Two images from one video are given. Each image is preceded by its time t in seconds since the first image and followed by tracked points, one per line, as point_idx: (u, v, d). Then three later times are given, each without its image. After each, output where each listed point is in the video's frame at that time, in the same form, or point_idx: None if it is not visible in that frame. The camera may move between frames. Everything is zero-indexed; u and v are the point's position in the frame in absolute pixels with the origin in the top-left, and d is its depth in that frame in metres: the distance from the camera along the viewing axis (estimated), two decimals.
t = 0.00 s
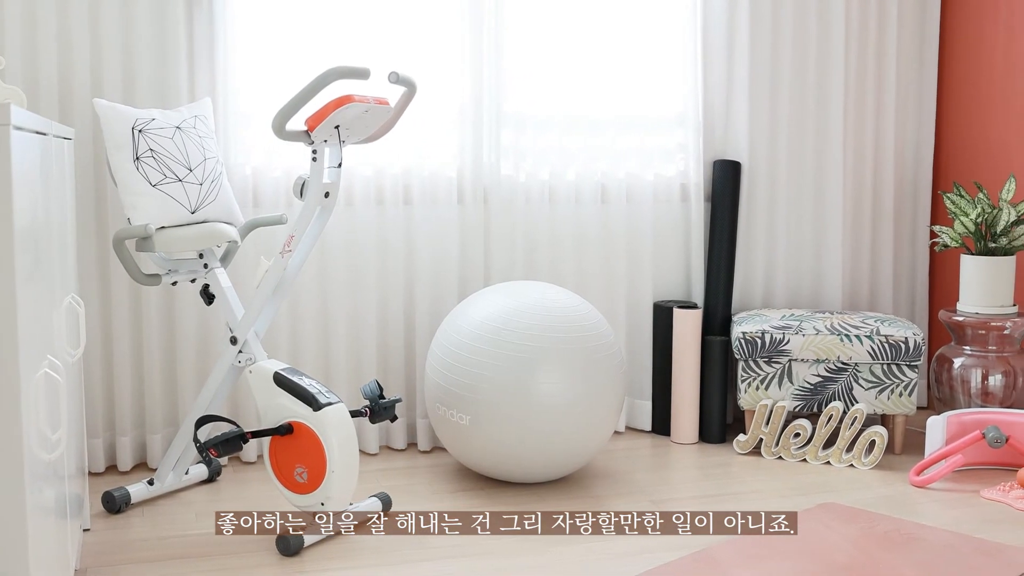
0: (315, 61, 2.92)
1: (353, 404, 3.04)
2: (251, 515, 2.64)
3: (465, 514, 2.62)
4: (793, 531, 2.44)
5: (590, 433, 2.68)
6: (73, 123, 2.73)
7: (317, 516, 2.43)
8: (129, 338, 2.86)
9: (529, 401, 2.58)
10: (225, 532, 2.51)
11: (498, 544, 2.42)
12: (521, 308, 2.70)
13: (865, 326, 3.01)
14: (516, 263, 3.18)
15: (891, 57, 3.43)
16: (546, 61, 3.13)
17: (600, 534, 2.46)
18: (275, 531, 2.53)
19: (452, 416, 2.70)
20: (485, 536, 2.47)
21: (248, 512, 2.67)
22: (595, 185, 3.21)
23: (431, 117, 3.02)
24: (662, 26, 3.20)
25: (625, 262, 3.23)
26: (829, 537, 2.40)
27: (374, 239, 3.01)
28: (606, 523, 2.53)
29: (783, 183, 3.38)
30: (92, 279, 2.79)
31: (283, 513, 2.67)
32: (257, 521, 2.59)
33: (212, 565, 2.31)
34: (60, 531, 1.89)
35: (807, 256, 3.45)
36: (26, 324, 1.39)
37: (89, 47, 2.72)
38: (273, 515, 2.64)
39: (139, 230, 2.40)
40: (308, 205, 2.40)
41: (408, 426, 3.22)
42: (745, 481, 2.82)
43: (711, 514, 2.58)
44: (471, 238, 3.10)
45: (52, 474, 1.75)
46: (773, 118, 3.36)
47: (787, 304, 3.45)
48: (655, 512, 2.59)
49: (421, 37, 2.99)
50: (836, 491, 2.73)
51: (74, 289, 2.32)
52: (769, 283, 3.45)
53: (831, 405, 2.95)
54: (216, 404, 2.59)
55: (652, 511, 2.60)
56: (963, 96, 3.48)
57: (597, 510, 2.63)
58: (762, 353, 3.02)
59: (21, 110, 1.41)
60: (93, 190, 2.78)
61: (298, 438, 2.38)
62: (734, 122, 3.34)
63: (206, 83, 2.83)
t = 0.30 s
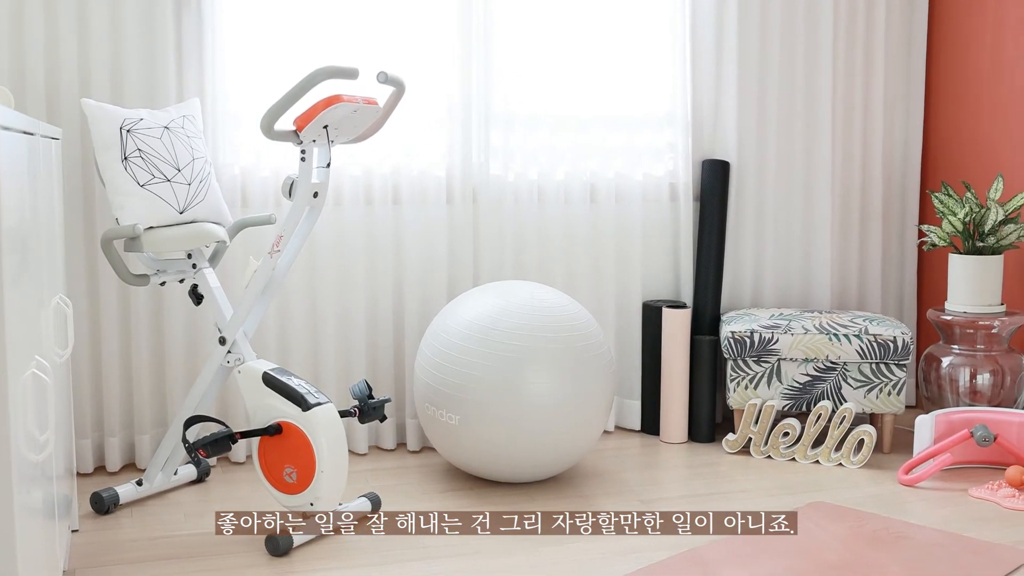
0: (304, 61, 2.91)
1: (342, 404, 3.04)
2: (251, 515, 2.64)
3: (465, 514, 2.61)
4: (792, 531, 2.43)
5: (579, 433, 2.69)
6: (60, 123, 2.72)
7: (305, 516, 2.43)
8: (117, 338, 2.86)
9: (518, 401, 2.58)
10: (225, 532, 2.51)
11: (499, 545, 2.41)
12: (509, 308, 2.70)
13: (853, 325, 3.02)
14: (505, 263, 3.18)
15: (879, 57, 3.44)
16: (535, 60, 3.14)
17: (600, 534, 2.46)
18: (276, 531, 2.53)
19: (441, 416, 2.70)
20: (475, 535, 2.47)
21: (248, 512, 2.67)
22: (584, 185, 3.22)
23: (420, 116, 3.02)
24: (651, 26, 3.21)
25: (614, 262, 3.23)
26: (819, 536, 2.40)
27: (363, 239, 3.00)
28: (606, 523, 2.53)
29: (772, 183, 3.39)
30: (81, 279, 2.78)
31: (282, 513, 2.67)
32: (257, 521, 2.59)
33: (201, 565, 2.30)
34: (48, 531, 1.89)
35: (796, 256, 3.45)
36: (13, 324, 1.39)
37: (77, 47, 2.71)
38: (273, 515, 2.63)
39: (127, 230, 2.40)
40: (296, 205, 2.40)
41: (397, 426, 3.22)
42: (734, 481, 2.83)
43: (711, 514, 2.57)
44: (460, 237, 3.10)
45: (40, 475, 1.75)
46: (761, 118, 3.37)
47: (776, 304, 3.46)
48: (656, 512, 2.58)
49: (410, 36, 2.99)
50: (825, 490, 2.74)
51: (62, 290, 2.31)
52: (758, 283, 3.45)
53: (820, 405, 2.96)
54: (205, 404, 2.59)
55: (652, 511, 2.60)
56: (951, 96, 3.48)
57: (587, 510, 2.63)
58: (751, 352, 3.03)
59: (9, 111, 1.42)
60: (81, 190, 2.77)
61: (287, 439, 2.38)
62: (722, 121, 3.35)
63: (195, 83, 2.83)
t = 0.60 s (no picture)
0: (292, 61, 2.91)
1: (331, 404, 3.03)
2: (251, 515, 2.64)
3: (464, 514, 2.61)
4: (792, 531, 2.43)
5: (568, 433, 2.69)
6: (48, 123, 2.71)
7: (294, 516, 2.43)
8: (106, 339, 2.85)
9: (507, 401, 2.58)
10: (225, 532, 2.51)
11: (500, 545, 2.41)
12: (499, 308, 2.70)
13: (842, 324, 3.03)
14: (494, 263, 3.18)
15: (868, 57, 3.45)
16: (524, 60, 3.14)
17: (600, 534, 2.46)
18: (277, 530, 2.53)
19: (431, 416, 2.70)
20: (466, 535, 2.47)
21: (248, 512, 2.67)
22: (573, 185, 3.22)
23: (410, 116, 3.02)
24: (641, 26, 3.21)
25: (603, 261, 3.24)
26: (808, 534, 2.41)
27: (352, 239, 3.00)
28: (606, 524, 2.52)
29: (761, 183, 3.39)
30: (69, 279, 2.78)
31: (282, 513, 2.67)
32: (257, 521, 2.59)
33: (189, 566, 2.30)
34: (37, 532, 1.88)
35: (785, 255, 3.46)
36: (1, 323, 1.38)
37: (65, 47, 2.70)
38: (274, 515, 2.63)
39: (116, 230, 2.39)
40: (285, 205, 2.39)
41: (387, 426, 3.21)
42: (723, 480, 2.83)
43: (711, 514, 2.57)
44: (449, 237, 3.09)
45: (28, 476, 1.74)
46: (751, 118, 3.38)
47: (766, 303, 3.46)
48: (655, 512, 2.58)
49: (399, 36, 2.99)
50: (814, 489, 2.75)
51: (50, 290, 2.31)
52: (747, 283, 3.46)
53: (809, 404, 2.97)
54: (193, 405, 2.58)
55: (652, 511, 2.59)
56: (939, 96, 3.50)
57: (576, 510, 2.63)
58: (740, 351, 3.03)
59: None
60: (69, 190, 2.76)
61: (277, 439, 2.37)
62: (712, 121, 3.35)
63: (183, 83, 2.82)
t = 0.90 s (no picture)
0: (281, 60, 2.90)
1: (321, 404, 3.03)
2: (251, 515, 2.64)
3: (465, 514, 2.61)
4: (793, 531, 2.43)
5: (557, 432, 2.69)
6: (36, 122, 2.70)
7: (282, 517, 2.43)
8: (94, 340, 2.84)
9: (497, 401, 2.58)
10: (225, 532, 2.52)
11: (502, 545, 2.41)
12: (489, 308, 2.70)
13: (831, 324, 3.04)
14: (484, 262, 3.18)
15: (857, 57, 3.46)
16: (513, 60, 3.14)
17: (600, 534, 2.45)
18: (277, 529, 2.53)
19: (420, 415, 2.69)
20: (456, 535, 2.46)
21: (248, 512, 2.67)
22: (562, 185, 3.22)
23: (399, 116, 3.02)
24: (630, 26, 3.22)
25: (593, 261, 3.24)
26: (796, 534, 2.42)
27: (341, 239, 3.00)
28: (607, 524, 2.52)
29: (750, 183, 3.40)
30: (57, 280, 2.77)
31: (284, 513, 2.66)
32: (257, 520, 2.59)
33: (178, 567, 2.29)
34: (24, 534, 1.87)
35: (774, 254, 3.47)
36: None
37: (52, 46, 2.69)
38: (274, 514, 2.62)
39: (104, 230, 2.38)
40: (274, 204, 2.39)
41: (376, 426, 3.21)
42: (712, 479, 2.83)
43: (712, 514, 2.56)
44: (438, 237, 3.09)
45: (15, 477, 1.74)
46: (739, 118, 3.38)
47: (755, 303, 3.47)
48: (656, 512, 2.57)
49: (388, 36, 2.98)
50: (803, 488, 2.75)
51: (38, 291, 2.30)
52: (737, 283, 3.46)
53: (799, 402, 2.97)
54: (181, 406, 2.57)
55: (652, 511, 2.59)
56: (928, 96, 3.51)
57: (566, 510, 2.63)
58: (730, 351, 3.04)
59: None
60: (57, 190, 2.75)
61: (266, 440, 2.37)
62: (701, 121, 3.36)
63: (171, 83, 2.81)
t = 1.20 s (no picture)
0: (269, 60, 2.90)
1: (309, 405, 3.02)
2: (251, 515, 2.63)
3: (464, 514, 2.61)
4: (785, 530, 2.43)
5: (546, 432, 2.69)
6: (22, 122, 2.69)
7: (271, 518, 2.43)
8: (82, 340, 2.83)
9: (485, 402, 2.58)
10: (225, 532, 2.51)
11: (499, 545, 2.40)
12: (477, 308, 2.70)
13: (819, 323, 3.04)
14: (472, 262, 3.18)
15: (844, 57, 3.47)
16: (501, 60, 3.14)
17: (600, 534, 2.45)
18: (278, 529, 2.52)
19: (408, 416, 2.69)
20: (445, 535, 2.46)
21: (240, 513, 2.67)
22: (551, 185, 3.22)
23: (387, 115, 3.02)
24: (618, 26, 3.23)
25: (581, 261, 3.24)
26: (784, 533, 2.42)
27: (329, 239, 3.00)
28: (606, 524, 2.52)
29: (738, 183, 3.41)
30: (44, 280, 2.76)
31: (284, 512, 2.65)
32: (257, 521, 2.58)
33: (165, 568, 2.29)
34: (11, 534, 1.87)
35: (762, 254, 3.47)
36: None
37: (39, 46, 2.68)
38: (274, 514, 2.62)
39: (91, 230, 2.38)
40: (262, 204, 2.38)
41: (365, 426, 3.21)
42: (701, 479, 2.84)
43: (711, 514, 2.56)
44: (427, 237, 3.09)
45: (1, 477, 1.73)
46: (727, 118, 3.39)
47: (743, 303, 3.48)
48: (652, 512, 2.57)
49: (377, 35, 2.98)
50: (792, 487, 2.76)
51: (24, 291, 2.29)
52: (725, 283, 3.47)
53: (787, 402, 2.99)
54: (169, 406, 2.57)
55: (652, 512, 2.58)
56: (915, 96, 3.52)
57: (555, 510, 2.63)
58: (718, 350, 3.04)
59: None
60: (43, 190, 2.75)
61: (254, 440, 2.36)
62: (689, 120, 3.36)
63: (158, 83, 2.81)
